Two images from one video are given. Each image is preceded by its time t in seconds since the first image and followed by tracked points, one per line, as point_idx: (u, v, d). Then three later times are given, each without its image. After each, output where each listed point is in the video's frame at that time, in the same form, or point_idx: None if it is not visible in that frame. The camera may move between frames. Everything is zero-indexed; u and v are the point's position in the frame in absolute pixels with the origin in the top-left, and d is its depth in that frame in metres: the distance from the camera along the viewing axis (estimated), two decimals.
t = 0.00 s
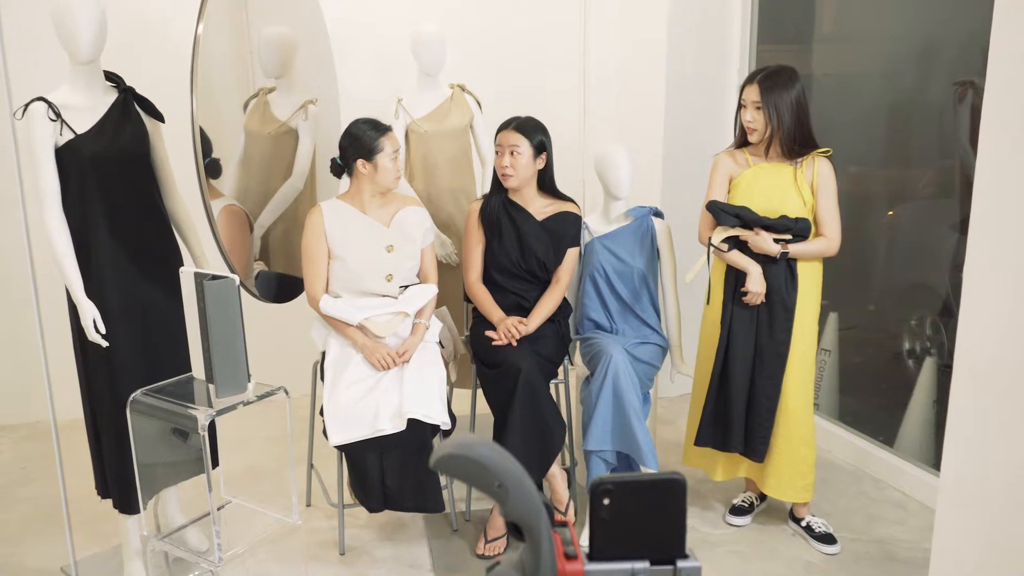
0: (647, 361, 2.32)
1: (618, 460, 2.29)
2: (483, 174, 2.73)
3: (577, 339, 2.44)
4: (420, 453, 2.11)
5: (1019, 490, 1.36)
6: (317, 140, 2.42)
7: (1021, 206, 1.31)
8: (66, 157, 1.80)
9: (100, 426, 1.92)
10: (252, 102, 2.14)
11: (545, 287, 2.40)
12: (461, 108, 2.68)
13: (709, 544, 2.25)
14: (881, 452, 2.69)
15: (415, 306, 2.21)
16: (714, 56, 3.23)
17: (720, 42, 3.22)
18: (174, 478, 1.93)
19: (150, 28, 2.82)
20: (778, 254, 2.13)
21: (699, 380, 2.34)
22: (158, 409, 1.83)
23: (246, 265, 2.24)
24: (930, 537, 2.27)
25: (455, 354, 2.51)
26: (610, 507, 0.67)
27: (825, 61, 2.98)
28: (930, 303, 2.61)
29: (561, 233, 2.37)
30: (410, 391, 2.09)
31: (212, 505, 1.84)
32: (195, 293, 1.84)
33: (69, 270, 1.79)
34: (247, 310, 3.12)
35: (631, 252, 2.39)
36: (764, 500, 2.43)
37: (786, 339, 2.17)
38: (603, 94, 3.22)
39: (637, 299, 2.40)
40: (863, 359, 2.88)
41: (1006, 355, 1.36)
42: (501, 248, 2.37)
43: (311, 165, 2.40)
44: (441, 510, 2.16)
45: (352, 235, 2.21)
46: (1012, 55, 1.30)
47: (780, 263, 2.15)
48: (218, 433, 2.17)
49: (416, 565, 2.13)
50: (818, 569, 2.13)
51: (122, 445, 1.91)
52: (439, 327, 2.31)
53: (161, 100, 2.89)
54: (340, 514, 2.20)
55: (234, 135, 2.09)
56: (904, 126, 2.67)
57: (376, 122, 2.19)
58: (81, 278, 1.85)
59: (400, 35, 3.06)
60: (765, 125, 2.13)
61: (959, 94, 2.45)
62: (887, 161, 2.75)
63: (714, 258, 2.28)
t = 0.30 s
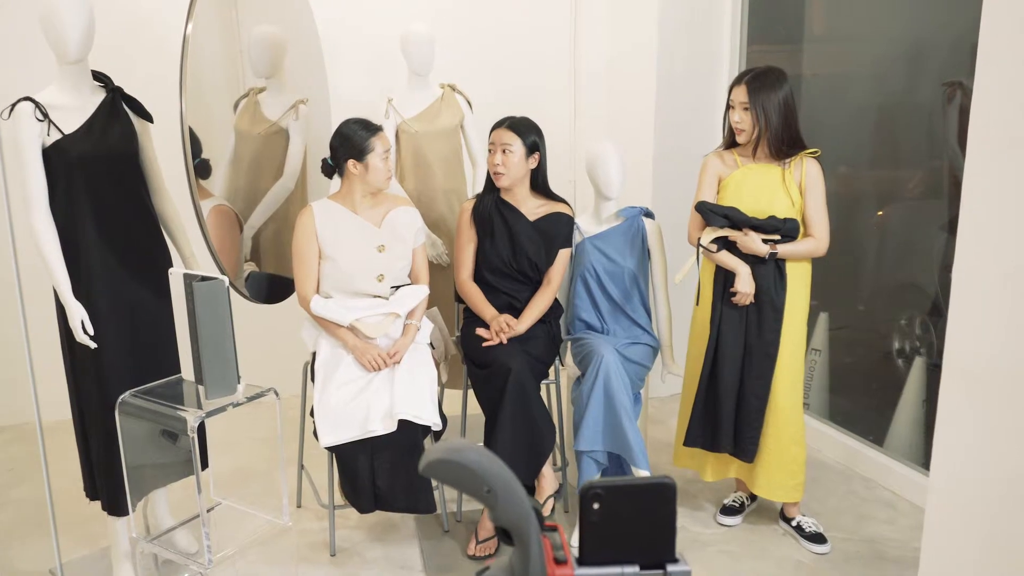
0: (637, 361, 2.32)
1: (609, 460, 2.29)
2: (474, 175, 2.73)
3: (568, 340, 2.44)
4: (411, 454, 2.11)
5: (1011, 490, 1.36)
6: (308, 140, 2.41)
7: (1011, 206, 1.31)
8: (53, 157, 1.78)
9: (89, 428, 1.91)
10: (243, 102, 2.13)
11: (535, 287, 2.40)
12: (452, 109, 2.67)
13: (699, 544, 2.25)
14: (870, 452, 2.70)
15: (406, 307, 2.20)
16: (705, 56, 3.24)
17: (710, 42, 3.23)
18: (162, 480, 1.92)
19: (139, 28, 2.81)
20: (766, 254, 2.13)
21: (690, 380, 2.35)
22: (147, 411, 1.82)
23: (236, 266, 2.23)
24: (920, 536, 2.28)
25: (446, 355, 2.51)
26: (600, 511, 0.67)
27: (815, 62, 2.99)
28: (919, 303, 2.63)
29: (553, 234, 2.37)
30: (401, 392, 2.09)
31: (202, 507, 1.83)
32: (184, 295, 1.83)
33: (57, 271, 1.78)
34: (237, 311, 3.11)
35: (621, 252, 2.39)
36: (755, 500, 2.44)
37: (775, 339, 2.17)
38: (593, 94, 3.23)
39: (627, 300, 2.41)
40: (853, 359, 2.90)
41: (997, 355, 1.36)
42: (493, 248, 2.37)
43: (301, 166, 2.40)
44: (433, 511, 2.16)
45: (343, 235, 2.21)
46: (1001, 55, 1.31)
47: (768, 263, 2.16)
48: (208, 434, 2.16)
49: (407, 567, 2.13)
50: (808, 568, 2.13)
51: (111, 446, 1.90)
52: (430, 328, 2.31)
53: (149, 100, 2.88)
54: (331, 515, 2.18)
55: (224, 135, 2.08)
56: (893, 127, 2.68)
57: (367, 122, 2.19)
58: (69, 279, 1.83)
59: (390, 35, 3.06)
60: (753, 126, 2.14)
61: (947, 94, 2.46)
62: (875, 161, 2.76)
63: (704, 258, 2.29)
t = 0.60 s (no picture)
0: (638, 361, 2.32)
1: (609, 460, 2.28)
2: (475, 174, 2.73)
3: (569, 340, 2.44)
4: (412, 454, 2.10)
5: (1013, 491, 1.36)
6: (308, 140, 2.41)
7: (1012, 207, 1.31)
8: (53, 157, 1.78)
9: (89, 428, 1.91)
10: (244, 102, 2.12)
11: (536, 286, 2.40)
12: (452, 108, 2.67)
13: (700, 545, 2.25)
14: (871, 452, 2.70)
15: (406, 307, 2.20)
16: (705, 55, 3.23)
17: (710, 41, 3.22)
18: (163, 479, 1.91)
19: (138, 27, 2.81)
20: (766, 254, 2.13)
21: (691, 380, 2.35)
22: (147, 411, 1.82)
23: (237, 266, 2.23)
24: (920, 537, 2.28)
25: (447, 355, 2.51)
26: (601, 515, 0.72)
27: (815, 61, 2.98)
28: (920, 303, 2.63)
29: (553, 233, 2.38)
30: (402, 392, 2.09)
31: (202, 508, 1.83)
32: (184, 295, 1.83)
33: (57, 271, 1.78)
34: (238, 310, 3.11)
35: (622, 252, 2.39)
36: (755, 500, 2.44)
37: (775, 339, 2.17)
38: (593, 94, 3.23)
39: (628, 299, 2.40)
40: (854, 359, 2.89)
41: (1000, 356, 1.36)
42: (494, 248, 2.37)
43: (302, 165, 2.39)
44: (434, 512, 2.16)
45: (344, 235, 2.21)
46: (1002, 55, 1.30)
47: (768, 263, 2.16)
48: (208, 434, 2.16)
49: (408, 567, 2.13)
50: (809, 569, 2.13)
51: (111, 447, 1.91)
52: (431, 328, 2.31)
53: (148, 100, 2.87)
54: (331, 515, 2.19)
55: (224, 135, 2.08)
56: (894, 126, 2.68)
57: (367, 121, 2.19)
58: (69, 279, 1.83)
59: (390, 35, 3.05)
60: (752, 126, 2.13)
61: (948, 94, 2.46)
62: (876, 161, 2.76)
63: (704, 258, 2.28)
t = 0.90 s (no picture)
0: (647, 363, 2.31)
1: (618, 463, 2.27)
2: (484, 175, 2.73)
3: (578, 342, 2.44)
4: (421, 456, 2.10)
5: None
6: (318, 142, 2.42)
7: None
8: (64, 159, 1.79)
9: (99, 430, 1.90)
10: (254, 103, 2.13)
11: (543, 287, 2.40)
12: (462, 109, 2.66)
13: (710, 548, 2.24)
14: (882, 455, 2.68)
15: (415, 309, 2.21)
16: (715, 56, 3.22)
17: (720, 41, 3.21)
18: (173, 479, 1.93)
19: (148, 29, 2.82)
20: (776, 257, 2.13)
21: (700, 383, 2.34)
22: (159, 413, 1.84)
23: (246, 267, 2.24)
24: (932, 541, 2.27)
25: (456, 357, 2.51)
26: (610, 523, 0.79)
27: (825, 61, 2.97)
28: (931, 305, 2.61)
29: (560, 234, 2.38)
30: (411, 395, 2.09)
31: (212, 509, 1.84)
32: (195, 297, 1.84)
33: (68, 272, 1.78)
34: (248, 312, 3.12)
35: (631, 254, 2.38)
36: (765, 503, 2.43)
37: (785, 342, 2.16)
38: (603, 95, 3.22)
39: (637, 301, 2.40)
40: (865, 362, 2.88)
41: (1014, 358, 1.35)
42: (502, 250, 2.37)
43: (312, 167, 2.40)
44: (443, 514, 2.16)
45: (353, 237, 2.21)
46: (1015, 56, 1.29)
47: (778, 265, 2.15)
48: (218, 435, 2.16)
49: (416, 569, 2.12)
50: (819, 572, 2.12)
51: (121, 446, 1.90)
52: (439, 330, 2.31)
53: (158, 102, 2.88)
54: (340, 517, 2.20)
55: (235, 136, 2.08)
56: (904, 127, 2.66)
57: (377, 123, 2.19)
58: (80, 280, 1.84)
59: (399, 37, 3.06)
60: (761, 128, 2.13)
61: (960, 95, 2.44)
62: (887, 162, 2.74)
63: (713, 261, 2.28)
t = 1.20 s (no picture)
0: (657, 365, 2.31)
1: (629, 465, 2.27)
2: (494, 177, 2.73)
3: (588, 344, 2.44)
4: (431, 457, 2.11)
5: None
6: (329, 144, 2.43)
7: None
8: (78, 162, 1.80)
9: (112, 430, 1.92)
10: (265, 105, 2.14)
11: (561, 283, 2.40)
12: (473, 111, 2.67)
13: (719, 551, 2.24)
14: (892, 458, 2.67)
15: (426, 311, 2.22)
16: (726, 57, 3.21)
17: (731, 42, 3.20)
18: (185, 480, 1.94)
19: (162, 32, 2.84)
20: (788, 259, 2.12)
21: (711, 385, 2.33)
22: (171, 414, 1.85)
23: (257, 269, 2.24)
24: (942, 545, 2.26)
25: (466, 358, 2.52)
26: (618, 529, 0.82)
27: (837, 62, 2.95)
28: (943, 307, 2.60)
29: (572, 234, 2.38)
30: (422, 396, 2.10)
31: (224, 509, 1.85)
32: (207, 298, 1.86)
33: (82, 274, 1.80)
34: (260, 313, 3.14)
35: (642, 256, 2.39)
36: (775, 506, 2.42)
37: (796, 344, 2.16)
38: (614, 96, 3.22)
39: (648, 303, 2.40)
40: (876, 364, 2.87)
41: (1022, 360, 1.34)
42: (513, 250, 2.36)
43: (323, 168, 2.41)
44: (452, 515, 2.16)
45: (365, 238, 2.22)
46: None
47: (789, 268, 2.15)
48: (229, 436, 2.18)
49: (425, 570, 2.13)
50: None
51: (135, 447, 1.91)
52: (450, 332, 2.32)
53: (171, 104, 2.91)
54: (351, 517, 2.21)
55: (247, 139, 2.10)
56: (916, 128, 2.65)
57: (388, 126, 2.20)
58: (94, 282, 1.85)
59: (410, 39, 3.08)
60: (772, 131, 2.12)
61: (972, 97, 2.43)
62: (899, 163, 2.73)
63: (724, 263, 2.27)
